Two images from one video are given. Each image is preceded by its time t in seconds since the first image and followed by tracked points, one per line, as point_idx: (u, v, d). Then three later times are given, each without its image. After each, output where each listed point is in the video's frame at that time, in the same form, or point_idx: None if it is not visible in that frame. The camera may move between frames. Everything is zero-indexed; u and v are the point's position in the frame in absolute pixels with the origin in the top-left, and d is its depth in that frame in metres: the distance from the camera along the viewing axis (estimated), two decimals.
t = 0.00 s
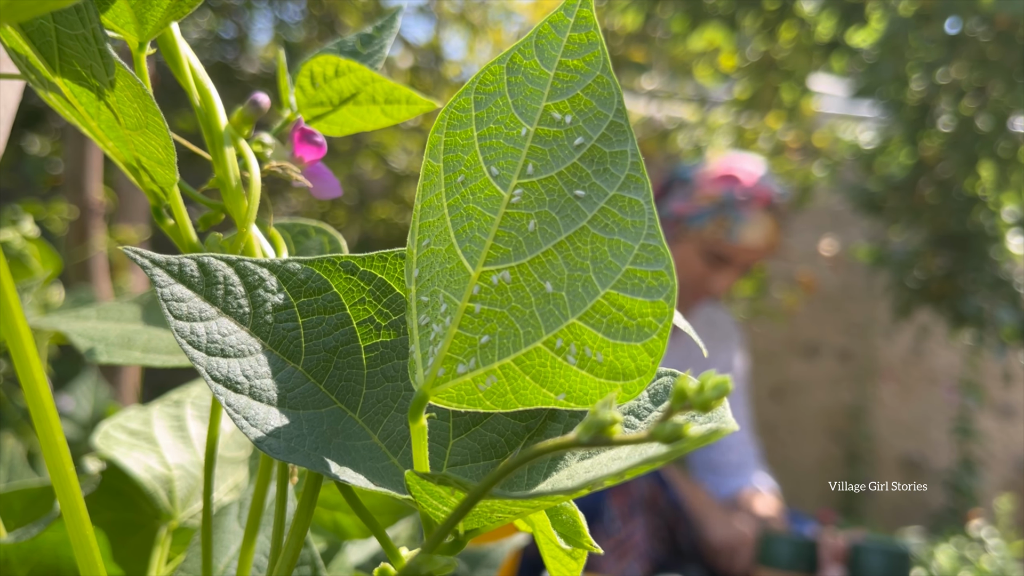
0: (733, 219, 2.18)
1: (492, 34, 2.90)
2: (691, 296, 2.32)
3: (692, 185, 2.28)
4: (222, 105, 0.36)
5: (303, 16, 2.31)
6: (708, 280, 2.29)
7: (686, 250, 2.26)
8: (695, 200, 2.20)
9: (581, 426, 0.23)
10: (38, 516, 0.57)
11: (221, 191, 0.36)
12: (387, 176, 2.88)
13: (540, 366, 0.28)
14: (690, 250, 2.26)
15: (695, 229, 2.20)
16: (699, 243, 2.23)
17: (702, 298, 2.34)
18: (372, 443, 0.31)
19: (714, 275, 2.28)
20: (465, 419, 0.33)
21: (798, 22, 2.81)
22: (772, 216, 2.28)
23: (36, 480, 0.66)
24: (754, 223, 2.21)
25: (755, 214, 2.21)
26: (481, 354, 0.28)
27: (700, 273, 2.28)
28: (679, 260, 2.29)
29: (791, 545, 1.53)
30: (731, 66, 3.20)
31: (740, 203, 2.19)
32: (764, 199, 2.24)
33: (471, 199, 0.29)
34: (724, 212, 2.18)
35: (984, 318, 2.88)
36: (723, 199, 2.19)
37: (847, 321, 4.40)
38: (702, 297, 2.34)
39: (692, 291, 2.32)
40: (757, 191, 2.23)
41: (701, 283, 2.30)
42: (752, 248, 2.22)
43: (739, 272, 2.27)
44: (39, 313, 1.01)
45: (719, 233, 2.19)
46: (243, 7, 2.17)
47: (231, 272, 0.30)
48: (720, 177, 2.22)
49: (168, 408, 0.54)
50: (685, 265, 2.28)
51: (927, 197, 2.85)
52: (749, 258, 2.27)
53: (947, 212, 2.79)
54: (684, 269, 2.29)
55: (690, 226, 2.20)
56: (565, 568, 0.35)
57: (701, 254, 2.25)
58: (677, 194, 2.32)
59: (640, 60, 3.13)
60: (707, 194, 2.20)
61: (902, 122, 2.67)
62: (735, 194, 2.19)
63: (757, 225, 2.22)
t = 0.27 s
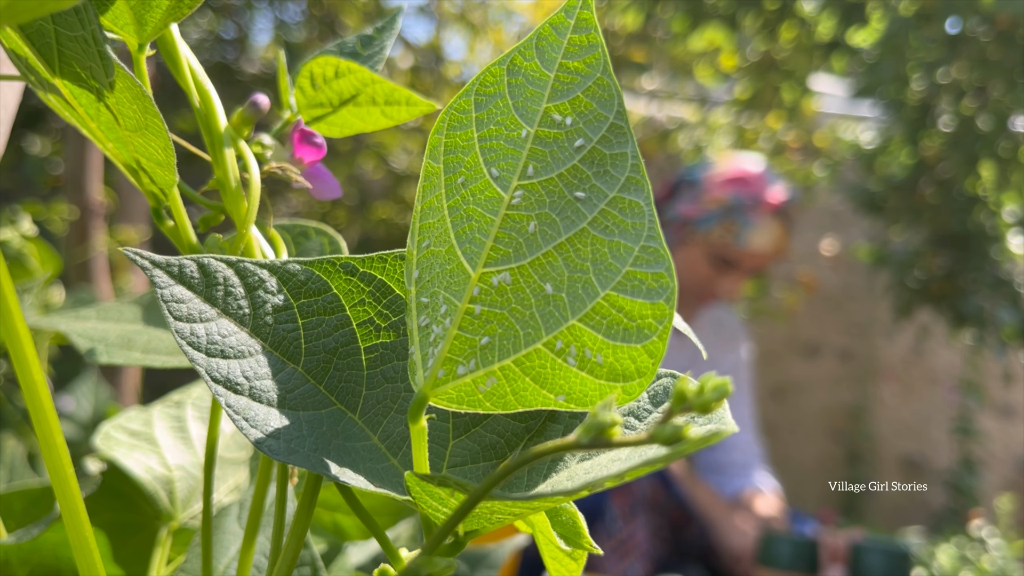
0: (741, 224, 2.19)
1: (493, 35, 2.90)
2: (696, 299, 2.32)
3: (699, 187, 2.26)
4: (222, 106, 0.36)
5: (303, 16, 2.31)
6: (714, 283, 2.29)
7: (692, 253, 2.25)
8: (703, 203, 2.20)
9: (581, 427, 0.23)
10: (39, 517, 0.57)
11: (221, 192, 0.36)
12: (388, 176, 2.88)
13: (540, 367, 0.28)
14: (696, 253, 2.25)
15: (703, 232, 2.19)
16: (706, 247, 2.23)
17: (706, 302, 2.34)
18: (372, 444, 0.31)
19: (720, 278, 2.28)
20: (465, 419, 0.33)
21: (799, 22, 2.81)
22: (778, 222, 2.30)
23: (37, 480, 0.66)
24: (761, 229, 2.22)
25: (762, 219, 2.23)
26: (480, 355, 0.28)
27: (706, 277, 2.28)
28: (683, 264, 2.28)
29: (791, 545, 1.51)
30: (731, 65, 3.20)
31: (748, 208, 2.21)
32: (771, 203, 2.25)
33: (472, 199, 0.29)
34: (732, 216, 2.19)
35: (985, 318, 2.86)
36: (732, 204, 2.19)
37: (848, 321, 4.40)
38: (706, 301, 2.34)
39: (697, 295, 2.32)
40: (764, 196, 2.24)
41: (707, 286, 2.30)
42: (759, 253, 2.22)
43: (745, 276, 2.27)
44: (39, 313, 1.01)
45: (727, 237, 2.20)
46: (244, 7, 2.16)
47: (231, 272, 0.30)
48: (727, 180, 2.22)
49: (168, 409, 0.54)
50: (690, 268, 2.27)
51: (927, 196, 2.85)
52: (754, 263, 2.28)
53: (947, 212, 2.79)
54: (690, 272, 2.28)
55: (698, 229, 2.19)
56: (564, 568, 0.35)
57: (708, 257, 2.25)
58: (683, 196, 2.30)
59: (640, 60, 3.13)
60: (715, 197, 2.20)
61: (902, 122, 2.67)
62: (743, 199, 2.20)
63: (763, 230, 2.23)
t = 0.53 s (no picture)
0: (734, 219, 2.18)
1: (493, 34, 2.89)
2: (692, 296, 2.32)
3: (692, 183, 2.26)
4: (220, 106, 0.36)
5: (303, 16, 2.31)
6: (710, 279, 2.28)
7: (686, 250, 2.26)
8: (695, 198, 2.19)
9: (579, 429, 0.23)
10: (38, 517, 0.57)
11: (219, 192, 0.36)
12: (388, 176, 2.88)
13: (539, 368, 0.28)
14: (691, 249, 2.26)
15: (696, 228, 2.20)
16: (700, 243, 2.24)
17: (703, 298, 2.33)
18: (370, 444, 0.31)
19: (715, 274, 2.28)
20: (463, 420, 0.33)
21: (799, 22, 2.81)
22: (773, 214, 2.28)
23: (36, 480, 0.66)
24: (755, 222, 2.21)
25: (756, 213, 2.21)
26: (479, 355, 0.28)
27: (702, 273, 2.28)
28: (679, 260, 2.29)
29: (792, 545, 1.53)
30: (731, 65, 3.20)
31: (741, 203, 2.19)
32: (765, 198, 2.23)
33: (470, 200, 0.28)
34: (724, 211, 2.18)
35: (986, 317, 2.84)
36: (724, 198, 2.18)
37: (848, 321, 4.39)
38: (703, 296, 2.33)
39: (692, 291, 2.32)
40: (757, 190, 2.22)
41: (703, 282, 2.29)
42: (753, 248, 2.22)
43: (740, 271, 2.27)
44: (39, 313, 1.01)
45: (720, 232, 2.19)
46: (244, 7, 2.16)
47: (229, 273, 0.30)
48: (720, 175, 2.22)
49: (167, 409, 0.54)
50: (686, 264, 2.28)
51: (928, 196, 2.85)
52: (750, 257, 2.27)
53: (948, 211, 2.79)
54: (686, 269, 2.29)
55: (691, 224, 2.20)
56: (563, 569, 0.35)
57: (703, 253, 2.26)
58: (677, 192, 2.30)
59: (641, 60, 3.13)
60: (707, 193, 2.19)
61: (903, 121, 2.67)
62: (735, 194, 2.19)
63: (758, 224, 2.21)
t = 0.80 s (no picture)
0: (723, 214, 2.17)
1: (493, 34, 2.89)
2: (686, 295, 2.31)
3: (683, 182, 2.27)
4: (216, 106, 0.36)
5: (303, 16, 2.30)
6: (702, 276, 2.28)
7: (678, 248, 2.26)
8: (685, 195, 2.20)
9: (573, 428, 0.23)
10: (37, 518, 0.57)
11: (216, 192, 0.36)
12: (389, 176, 2.88)
13: (534, 368, 0.28)
14: (683, 246, 2.26)
15: (685, 225, 2.20)
16: (691, 240, 2.23)
17: (697, 296, 2.33)
18: (367, 444, 0.31)
19: (707, 271, 2.28)
20: (460, 420, 0.33)
21: (799, 21, 2.81)
22: (763, 209, 2.26)
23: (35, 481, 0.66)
24: (745, 218, 2.20)
25: (745, 208, 2.20)
26: (474, 355, 0.28)
27: (694, 271, 2.28)
28: (672, 258, 2.29)
29: (792, 545, 1.50)
30: (731, 64, 3.21)
31: (730, 198, 2.18)
32: (755, 193, 2.22)
33: (465, 200, 0.28)
34: (714, 207, 2.17)
35: (986, 317, 2.84)
36: (713, 194, 2.17)
37: (848, 320, 4.39)
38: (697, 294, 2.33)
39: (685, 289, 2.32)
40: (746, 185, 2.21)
41: (695, 279, 2.29)
42: (743, 243, 2.23)
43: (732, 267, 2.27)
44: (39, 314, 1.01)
45: (710, 228, 2.19)
46: (243, 6, 2.16)
47: (225, 273, 0.30)
48: (709, 172, 2.21)
49: (165, 410, 0.54)
50: (678, 262, 2.28)
51: (928, 195, 2.85)
52: (742, 253, 2.28)
53: (948, 211, 2.79)
54: (679, 267, 2.28)
55: (681, 222, 2.20)
56: (560, 569, 0.35)
57: (694, 250, 2.25)
58: (669, 191, 2.31)
59: (641, 60, 3.12)
60: (696, 190, 2.19)
61: (903, 121, 2.67)
62: (724, 189, 2.18)
63: (748, 219, 2.21)
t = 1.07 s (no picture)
0: (728, 218, 2.18)
1: (492, 34, 2.89)
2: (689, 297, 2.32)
3: (687, 185, 2.26)
4: (217, 107, 0.36)
5: (303, 16, 2.30)
6: (706, 279, 2.29)
7: (682, 250, 2.26)
8: (690, 199, 2.20)
9: (573, 429, 0.23)
10: (37, 519, 0.57)
11: (216, 193, 0.36)
12: (388, 176, 2.88)
13: (534, 368, 0.28)
14: (687, 250, 2.26)
15: (690, 228, 2.21)
16: (696, 243, 2.24)
17: (699, 298, 2.33)
18: (367, 445, 0.31)
19: (711, 274, 2.28)
20: (460, 420, 0.33)
21: (799, 21, 2.81)
22: (768, 213, 2.27)
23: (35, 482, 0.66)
24: (749, 222, 2.21)
25: (750, 212, 2.20)
26: (475, 356, 0.28)
27: (697, 273, 2.28)
28: (675, 261, 2.29)
29: (793, 544, 1.51)
30: (731, 64, 3.21)
31: (735, 202, 2.18)
32: (759, 197, 2.22)
33: (465, 201, 0.29)
34: (718, 211, 2.18)
35: (986, 316, 2.85)
36: (718, 198, 2.17)
37: (849, 319, 4.39)
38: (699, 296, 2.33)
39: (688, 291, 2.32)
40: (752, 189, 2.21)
41: (699, 282, 2.29)
42: (748, 247, 2.23)
43: (736, 270, 2.28)
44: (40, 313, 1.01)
45: (715, 232, 2.20)
46: (244, 7, 2.16)
47: (226, 274, 0.30)
48: (714, 175, 2.20)
49: (166, 410, 0.54)
50: (681, 265, 2.28)
51: (928, 195, 2.84)
52: (745, 256, 2.28)
53: (948, 210, 2.79)
54: (682, 269, 2.28)
55: (686, 225, 2.21)
56: (560, 569, 0.35)
57: (699, 253, 2.26)
58: (672, 194, 2.31)
59: (641, 59, 3.13)
60: (701, 193, 2.19)
61: (903, 120, 2.67)
62: (729, 193, 2.18)
63: (752, 223, 2.22)
